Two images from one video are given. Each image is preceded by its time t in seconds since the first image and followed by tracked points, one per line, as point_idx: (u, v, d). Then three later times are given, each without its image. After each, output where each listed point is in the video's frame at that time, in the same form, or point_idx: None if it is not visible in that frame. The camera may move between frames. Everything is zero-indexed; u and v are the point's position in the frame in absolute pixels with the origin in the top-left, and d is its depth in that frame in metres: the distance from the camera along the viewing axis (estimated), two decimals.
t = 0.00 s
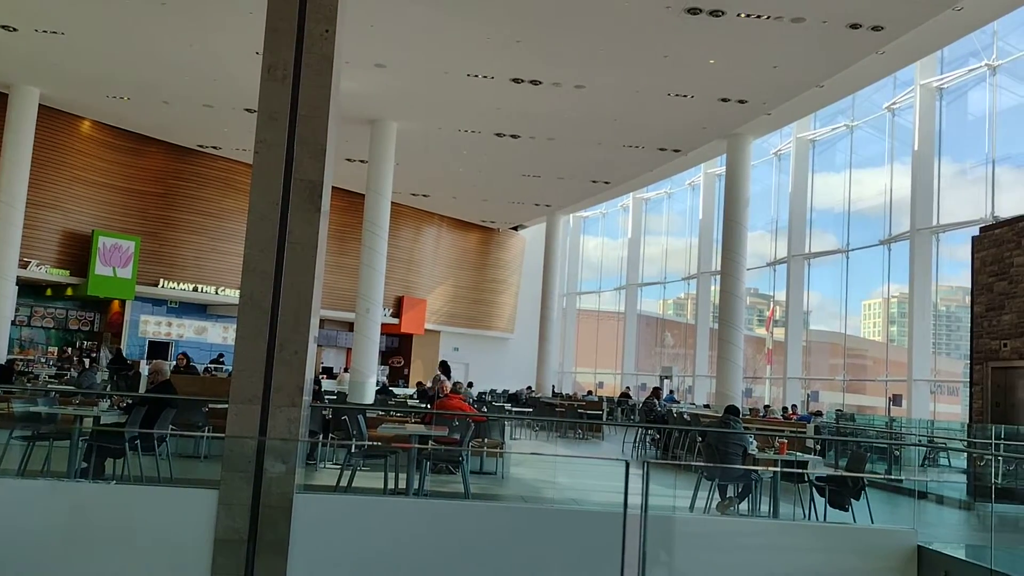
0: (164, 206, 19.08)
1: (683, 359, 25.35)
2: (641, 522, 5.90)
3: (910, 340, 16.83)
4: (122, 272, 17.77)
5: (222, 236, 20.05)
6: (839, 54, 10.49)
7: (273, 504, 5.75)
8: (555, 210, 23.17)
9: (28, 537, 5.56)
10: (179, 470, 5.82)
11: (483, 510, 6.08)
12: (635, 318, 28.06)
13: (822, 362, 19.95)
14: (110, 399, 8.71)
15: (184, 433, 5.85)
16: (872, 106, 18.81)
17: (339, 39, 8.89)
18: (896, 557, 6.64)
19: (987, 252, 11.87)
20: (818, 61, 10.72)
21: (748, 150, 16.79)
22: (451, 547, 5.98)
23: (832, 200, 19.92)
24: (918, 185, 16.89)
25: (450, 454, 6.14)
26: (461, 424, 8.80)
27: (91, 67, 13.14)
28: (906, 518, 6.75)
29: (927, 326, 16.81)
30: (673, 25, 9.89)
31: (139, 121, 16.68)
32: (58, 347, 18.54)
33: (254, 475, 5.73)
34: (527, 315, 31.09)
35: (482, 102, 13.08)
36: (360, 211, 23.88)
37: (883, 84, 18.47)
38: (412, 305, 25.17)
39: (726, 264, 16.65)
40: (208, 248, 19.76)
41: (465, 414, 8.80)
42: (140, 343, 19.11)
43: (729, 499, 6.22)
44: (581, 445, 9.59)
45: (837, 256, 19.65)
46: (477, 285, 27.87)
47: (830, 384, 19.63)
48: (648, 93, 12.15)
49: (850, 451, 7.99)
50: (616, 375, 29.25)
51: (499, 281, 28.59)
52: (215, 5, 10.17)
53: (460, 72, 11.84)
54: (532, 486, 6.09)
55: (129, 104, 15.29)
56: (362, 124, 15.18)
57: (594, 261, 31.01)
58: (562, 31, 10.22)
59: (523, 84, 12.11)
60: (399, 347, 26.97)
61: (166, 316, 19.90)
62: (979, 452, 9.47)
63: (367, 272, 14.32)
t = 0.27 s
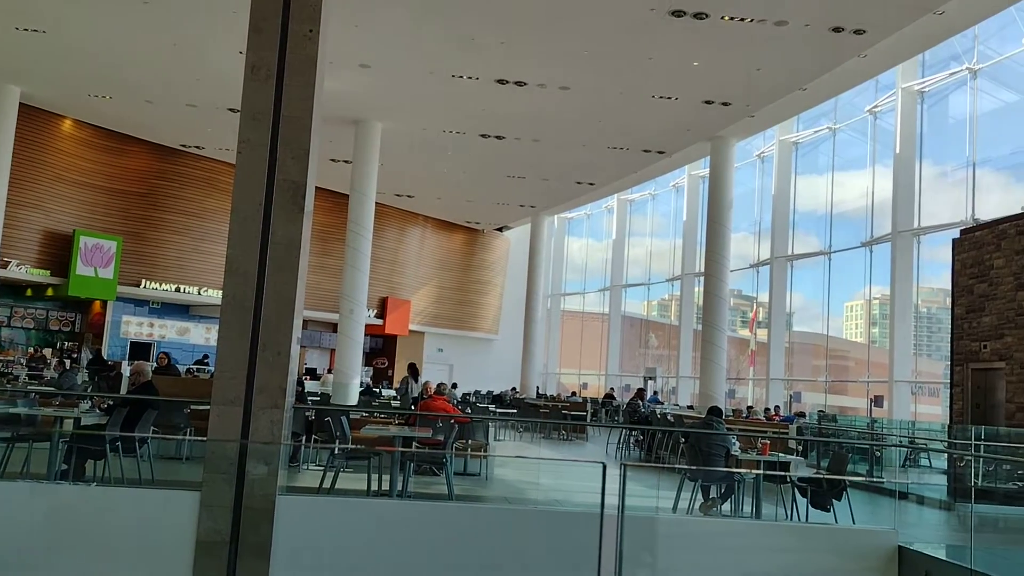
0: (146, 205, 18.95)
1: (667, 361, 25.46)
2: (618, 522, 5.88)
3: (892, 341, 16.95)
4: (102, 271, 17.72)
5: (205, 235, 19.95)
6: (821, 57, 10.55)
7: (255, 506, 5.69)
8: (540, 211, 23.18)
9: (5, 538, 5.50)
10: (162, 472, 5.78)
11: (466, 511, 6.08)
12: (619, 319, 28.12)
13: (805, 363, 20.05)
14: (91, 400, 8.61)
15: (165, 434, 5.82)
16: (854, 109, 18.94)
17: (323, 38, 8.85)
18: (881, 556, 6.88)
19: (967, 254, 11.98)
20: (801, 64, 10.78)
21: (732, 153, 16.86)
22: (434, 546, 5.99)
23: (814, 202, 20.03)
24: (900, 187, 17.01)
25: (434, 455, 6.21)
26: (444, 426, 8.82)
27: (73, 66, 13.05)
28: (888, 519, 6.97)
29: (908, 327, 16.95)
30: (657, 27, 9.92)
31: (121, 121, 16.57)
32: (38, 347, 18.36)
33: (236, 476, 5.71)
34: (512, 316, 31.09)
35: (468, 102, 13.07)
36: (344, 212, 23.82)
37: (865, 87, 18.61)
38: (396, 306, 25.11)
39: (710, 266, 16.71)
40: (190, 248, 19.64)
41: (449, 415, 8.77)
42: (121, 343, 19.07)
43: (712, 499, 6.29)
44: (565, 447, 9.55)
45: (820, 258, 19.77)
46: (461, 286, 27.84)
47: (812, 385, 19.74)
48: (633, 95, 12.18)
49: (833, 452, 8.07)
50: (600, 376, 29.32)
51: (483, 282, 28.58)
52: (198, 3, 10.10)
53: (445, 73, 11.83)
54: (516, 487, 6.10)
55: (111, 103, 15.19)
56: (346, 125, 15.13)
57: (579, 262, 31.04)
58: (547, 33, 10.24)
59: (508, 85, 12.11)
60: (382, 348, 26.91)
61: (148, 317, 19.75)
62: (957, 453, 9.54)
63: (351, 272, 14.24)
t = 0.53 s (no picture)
0: (126, 206, 18.81)
1: (649, 363, 25.56)
2: (595, 524, 5.85)
3: (872, 343, 17.09)
4: (83, 273, 17.48)
5: (186, 236, 19.82)
6: (803, 62, 10.62)
7: (235, 510, 5.74)
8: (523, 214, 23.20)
9: None
10: (140, 475, 5.70)
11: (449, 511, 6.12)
12: (602, 322, 28.17)
13: (786, 365, 20.18)
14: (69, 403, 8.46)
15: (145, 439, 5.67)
16: (835, 113, 19.10)
17: (306, 39, 8.81)
18: (863, 556, 7.07)
19: (946, 257, 12.10)
20: (782, 68, 10.84)
21: (714, 156, 16.95)
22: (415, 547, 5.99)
23: (796, 205, 20.16)
24: (880, 192, 17.16)
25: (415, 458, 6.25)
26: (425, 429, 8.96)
27: (52, 65, 12.94)
28: (868, 520, 7.19)
29: (888, 330, 17.09)
30: (641, 31, 9.94)
31: (102, 121, 16.44)
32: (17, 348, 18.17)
33: (215, 480, 5.66)
34: (495, 318, 31.07)
35: (451, 104, 13.05)
36: (326, 213, 23.75)
37: (846, 92, 18.75)
38: (379, 308, 25.04)
39: (692, 268, 16.79)
40: (170, 250, 19.50)
41: (431, 418, 8.91)
42: (101, 344, 18.84)
43: (694, 502, 6.37)
44: (548, 449, 9.54)
45: (801, 261, 19.91)
46: (444, 288, 27.80)
47: (793, 387, 19.87)
48: (617, 98, 12.21)
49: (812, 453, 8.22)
50: (583, 378, 29.36)
51: (466, 283, 28.54)
52: (180, 3, 10.04)
53: (428, 75, 11.81)
54: (498, 489, 6.09)
55: (91, 103, 15.08)
56: (329, 126, 15.08)
57: (562, 264, 31.07)
58: (531, 35, 10.25)
59: (492, 87, 12.11)
60: (365, 350, 26.78)
61: (128, 318, 19.61)
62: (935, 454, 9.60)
63: (333, 274, 14.25)
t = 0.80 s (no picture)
0: (103, 206, 18.65)
1: (628, 366, 25.65)
2: (569, 527, 5.91)
3: (848, 347, 17.24)
4: (58, 275, 17.28)
5: (163, 238, 19.68)
6: (781, 68, 10.71)
7: (210, 511, 5.80)
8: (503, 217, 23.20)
9: None
10: (116, 478, 5.77)
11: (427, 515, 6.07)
12: (582, 325, 28.22)
13: (763, 369, 20.28)
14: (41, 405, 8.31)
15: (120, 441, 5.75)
16: (812, 119, 19.25)
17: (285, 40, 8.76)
18: (838, 559, 7.17)
19: (921, 263, 12.22)
20: (761, 74, 10.93)
21: (693, 161, 17.03)
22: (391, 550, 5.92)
23: (774, 210, 20.29)
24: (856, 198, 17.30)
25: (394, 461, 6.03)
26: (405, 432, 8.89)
27: (27, 63, 12.79)
28: (844, 524, 7.26)
29: (864, 334, 17.23)
30: (621, 35, 9.99)
31: (78, 120, 16.28)
32: None
33: (192, 485, 5.72)
34: (475, 321, 31.03)
35: (432, 107, 13.04)
36: (304, 215, 23.67)
37: (824, 98, 18.92)
38: (358, 311, 24.95)
39: (671, 273, 16.84)
40: (147, 251, 19.35)
41: (410, 421, 8.81)
42: (76, 347, 18.71)
43: (672, 505, 6.38)
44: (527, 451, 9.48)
45: (778, 266, 20.03)
46: (423, 291, 27.74)
47: (771, 391, 19.97)
48: (597, 102, 12.25)
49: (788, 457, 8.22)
50: (563, 382, 29.38)
51: (445, 286, 28.48)
52: (157, 3, 9.96)
53: (408, 77, 11.80)
54: (477, 493, 6.10)
55: (67, 102, 14.93)
56: (309, 127, 15.02)
57: (542, 268, 31.08)
58: (511, 39, 10.27)
59: (472, 90, 12.11)
60: (342, 354, 26.98)
61: (104, 320, 19.49)
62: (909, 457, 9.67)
63: (312, 275, 14.15)
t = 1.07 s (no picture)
0: (78, 208, 18.48)
1: (608, 371, 25.73)
2: (540, 531, 5.92)
3: (825, 353, 17.39)
4: (32, 276, 16.82)
5: (139, 239, 19.54)
6: (760, 76, 10.79)
7: (185, 516, 5.83)
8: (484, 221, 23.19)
9: None
10: (90, 482, 5.73)
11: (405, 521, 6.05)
12: (561, 330, 28.26)
13: (741, 374, 20.40)
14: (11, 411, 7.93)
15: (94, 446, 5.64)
16: (790, 126, 19.42)
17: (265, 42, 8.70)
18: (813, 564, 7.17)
19: (897, 269, 12.35)
20: (740, 82, 11.00)
21: (673, 167, 17.10)
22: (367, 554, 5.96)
23: (752, 216, 20.43)
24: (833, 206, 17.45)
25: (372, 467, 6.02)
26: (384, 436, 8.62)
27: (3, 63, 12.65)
28: (820, 529, 7.25)
29: (840, 340, 17.37)
30: (601, 41, 10.02)
31: (55, 121, 16.11)
32: None
33: (166, 489, 5.74)
34: (455, 325, 31.00)
35: (413, 111, 13.02)
36: (283, 218, 23.55)
37: (802, 106, 19.10)
38: (337, 314, 24.87)
39: (650, 278, 16.91)
40: (123, 253, 19.20)
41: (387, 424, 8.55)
42: (51, 350, 18.53)
43: (650, 510, 6.44)
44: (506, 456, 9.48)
45: (756, 272, 20.17)
46: (403, 295, 27.67)
47: (749, 396, 20.10)
48: (577, 108, 12.28)
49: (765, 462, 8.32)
50: (542, 387, 29.40)
51: (425, 290, 28.42)
52: (135, 3, 9.87)
53: (389, 81, 11.78)
54: (455, 497, 5.99)
55: (43, 103, 14.78)
56: (289, 130, 14.96)
57: (522, 272, 31.10)
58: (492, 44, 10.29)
59: (453, 94, 12.11)
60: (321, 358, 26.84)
61: (79, 323, 19.33)
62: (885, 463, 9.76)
63: (291, 279, 14.10)
